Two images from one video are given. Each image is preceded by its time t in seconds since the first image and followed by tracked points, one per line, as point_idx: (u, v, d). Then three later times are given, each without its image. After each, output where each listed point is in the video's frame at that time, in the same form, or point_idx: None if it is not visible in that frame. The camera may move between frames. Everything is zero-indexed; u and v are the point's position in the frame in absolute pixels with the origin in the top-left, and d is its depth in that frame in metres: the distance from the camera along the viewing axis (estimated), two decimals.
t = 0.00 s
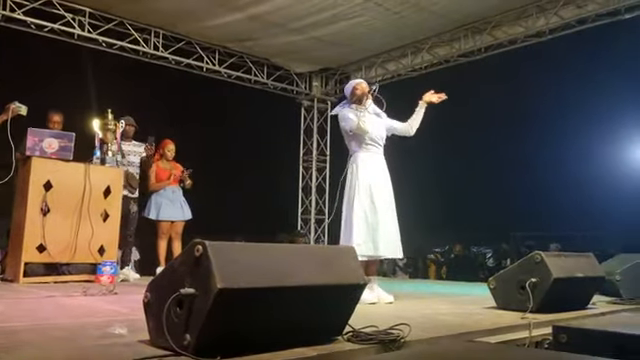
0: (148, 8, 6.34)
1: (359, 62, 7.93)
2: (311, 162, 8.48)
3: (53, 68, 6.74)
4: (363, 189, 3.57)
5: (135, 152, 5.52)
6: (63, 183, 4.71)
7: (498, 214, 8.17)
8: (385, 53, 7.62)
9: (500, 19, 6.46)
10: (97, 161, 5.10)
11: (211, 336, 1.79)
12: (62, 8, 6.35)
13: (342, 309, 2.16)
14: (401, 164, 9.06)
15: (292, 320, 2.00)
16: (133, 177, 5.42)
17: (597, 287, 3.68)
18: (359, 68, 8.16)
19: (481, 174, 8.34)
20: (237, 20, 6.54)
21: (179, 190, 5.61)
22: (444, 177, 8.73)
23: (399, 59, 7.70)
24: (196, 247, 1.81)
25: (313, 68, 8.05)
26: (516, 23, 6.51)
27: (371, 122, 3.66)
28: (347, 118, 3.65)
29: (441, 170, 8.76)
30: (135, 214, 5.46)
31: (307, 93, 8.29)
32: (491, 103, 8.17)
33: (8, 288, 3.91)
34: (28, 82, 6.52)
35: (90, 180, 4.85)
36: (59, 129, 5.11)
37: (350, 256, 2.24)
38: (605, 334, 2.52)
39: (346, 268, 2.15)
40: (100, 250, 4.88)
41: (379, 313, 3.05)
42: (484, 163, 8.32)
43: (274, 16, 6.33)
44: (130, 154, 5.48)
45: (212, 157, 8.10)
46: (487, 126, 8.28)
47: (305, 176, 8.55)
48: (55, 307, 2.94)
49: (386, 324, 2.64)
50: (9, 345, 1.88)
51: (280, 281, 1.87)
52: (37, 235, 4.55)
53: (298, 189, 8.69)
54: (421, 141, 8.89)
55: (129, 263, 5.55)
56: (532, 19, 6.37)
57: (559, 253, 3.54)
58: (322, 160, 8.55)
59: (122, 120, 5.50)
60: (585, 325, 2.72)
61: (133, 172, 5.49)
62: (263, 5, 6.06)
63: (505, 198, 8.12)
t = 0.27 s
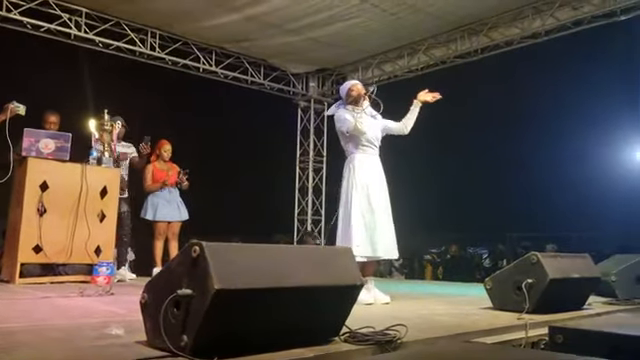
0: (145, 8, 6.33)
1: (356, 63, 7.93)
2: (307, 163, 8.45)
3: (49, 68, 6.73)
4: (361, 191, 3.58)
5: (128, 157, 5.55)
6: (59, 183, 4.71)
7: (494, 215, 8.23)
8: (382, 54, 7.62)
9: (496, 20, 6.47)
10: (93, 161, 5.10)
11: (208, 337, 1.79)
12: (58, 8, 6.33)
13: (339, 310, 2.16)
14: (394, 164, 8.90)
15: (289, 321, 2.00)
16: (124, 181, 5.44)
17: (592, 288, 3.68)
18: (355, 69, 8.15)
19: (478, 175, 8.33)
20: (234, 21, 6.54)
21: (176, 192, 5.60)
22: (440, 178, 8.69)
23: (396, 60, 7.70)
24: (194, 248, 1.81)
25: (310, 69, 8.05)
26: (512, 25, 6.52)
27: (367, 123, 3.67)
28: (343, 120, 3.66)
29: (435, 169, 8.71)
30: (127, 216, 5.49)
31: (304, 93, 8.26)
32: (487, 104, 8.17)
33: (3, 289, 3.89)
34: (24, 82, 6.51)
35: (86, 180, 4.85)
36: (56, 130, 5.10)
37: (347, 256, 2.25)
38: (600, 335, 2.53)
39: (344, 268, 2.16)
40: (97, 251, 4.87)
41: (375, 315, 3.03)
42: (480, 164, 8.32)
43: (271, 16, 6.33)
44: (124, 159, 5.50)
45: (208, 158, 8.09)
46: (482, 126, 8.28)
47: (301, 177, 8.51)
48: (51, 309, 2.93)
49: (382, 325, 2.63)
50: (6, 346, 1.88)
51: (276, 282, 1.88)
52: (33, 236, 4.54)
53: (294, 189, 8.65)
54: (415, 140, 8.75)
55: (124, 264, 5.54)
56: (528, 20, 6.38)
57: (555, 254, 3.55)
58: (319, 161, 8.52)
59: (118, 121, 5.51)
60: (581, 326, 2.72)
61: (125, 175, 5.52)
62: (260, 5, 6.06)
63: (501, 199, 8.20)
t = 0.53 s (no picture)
0: (143, 9, 6.33)
1: (354, 64, 7.93)
2: (305, 164, 8.43)
3: (47, 68, 6.71)
4: (359, 193, 3.58)
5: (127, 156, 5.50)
6: (57, 184, 4.70)
7: (491, 215, 8.31)
8: (380, 55, 7.63)
9: (494, 21, 6.49)
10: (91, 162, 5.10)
11: (207, 338, 1.79)
12: (56, 8, 6.33)
13: (338, 310, 2.17)
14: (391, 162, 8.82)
15: (288, 321, 2.00)
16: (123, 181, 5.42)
17: (590, 289, 3.69)
18: (353, 70, 8.16)
19: (476, 175, 8.36)
20: (232, 22, 6.54)
21: (174, 193, 5.59)
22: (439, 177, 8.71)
23: (394, 61, 7.71)
24: (193, 249, 1.81)
25: (308, 69, 8.05)
26: (510, 26, 6.53)
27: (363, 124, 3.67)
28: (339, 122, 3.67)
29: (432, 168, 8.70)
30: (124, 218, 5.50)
31: (302, 94, 8.26)
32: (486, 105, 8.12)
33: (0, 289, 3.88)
34: (22, 82, 6.49)
35: (84, 181, 4.84)
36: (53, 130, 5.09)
37: (346, 257, 2.25)
38: (598, 336, 2.54)
39: (343, 269, 2.17)
40: (94, 252, 4.86)
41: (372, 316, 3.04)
42: (478, 164, 8.34)
43: (269, 17, 6.33)
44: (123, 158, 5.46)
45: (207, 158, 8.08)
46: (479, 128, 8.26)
47: (299, 177, 8.48)
48: (49, 310, 2.92)
49: (380, 326, 2.63)
50: (4, 346, 1.89)
51: (275, 284, 1.88)
52: (31, 237, 4.53)
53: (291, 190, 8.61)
54: (411, 137, 8.66)
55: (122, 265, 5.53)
56: (526, 22, 6.39)
57: (553, 255, 3.55)
58: (316, 162, 8.51)
59: (116, 121, 5.49)
60: (578, 326, 2.73)
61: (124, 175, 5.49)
62: (259, 6, 6.07)
63: (499, 200, 8.26)
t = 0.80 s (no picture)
0: (143, 10, 6.33)
1: (353, 65, 7.94)
2: (304, 165, 8.44)
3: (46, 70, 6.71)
4: (357, 196, 3.58)
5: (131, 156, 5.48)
6: (56, 186, 4.70)
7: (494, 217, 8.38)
8: (379, 56, 7.64)
9: (493, 23, 6.50)
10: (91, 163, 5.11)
11: (207, 339, 1.80)
12: (55, 9, 6.33)
13: (338, 312, 2.17)
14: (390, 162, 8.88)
15: (288, 323, 2.00)
16: (126, 181, 5.39)
17: (588, 290, 3.70)
18: (352, 71, 8.17)
19: (477, 177, 8.44)
20: (232, 23, 6.55)
21: (173, 194, 5.59)
22: (440, 178, 8.78)
23: (393, 62, 7.73)
24: (193, 250, 1.82)
25: (307, 70, 8.06)
26: (509, 28, 6.56)
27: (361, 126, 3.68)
28: (336, 125, 3.68)
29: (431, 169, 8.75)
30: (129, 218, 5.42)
31: (301, 96, 8.26)
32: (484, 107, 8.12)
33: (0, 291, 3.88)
34: (21, 83, 6.49)
35: (83, 182, 4.84)
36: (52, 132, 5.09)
37: (345, 258, 2.26)
38: (596, 336, 2.55)
39: (343, 271, 2.18)
40: (94, 253, 4.86)
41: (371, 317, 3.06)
42: (478, 166, 8.39)
43: (269, 18, 6.34)
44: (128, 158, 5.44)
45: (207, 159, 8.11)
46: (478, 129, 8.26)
47: (298, 178, 8.50)
48: (49, 311, 2.92)
49: (380, 327, 2.64)
50: (4, 348, 1.89)
51: (275, 285, 1.88)
52: (31, 238, 4.53)
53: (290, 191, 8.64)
54: (409, 138, 8.66)
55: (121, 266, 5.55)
56: (525, 23, 6.42)
57: (551, 256, 3.56)
58: (316, 163, 8.54)
59: (116, 122, 5.48)
60: (577, 327, 2.74)
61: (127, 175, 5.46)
62: (258, 8, 6.08)
63: (500, 200, 8.29)
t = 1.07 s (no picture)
0: (142, 11, 6.34)
1: (352, 66, 7.95)
2: (304, 166, 8.46)
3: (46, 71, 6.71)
4: (356, 198, 3.58)
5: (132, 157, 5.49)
6: (56, 187, 4.70)
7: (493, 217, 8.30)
8: (378, 57, 7.65)
9: (492, 23, 6.51)
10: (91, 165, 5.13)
11: (207, 340, 1.80)
12: (54, 11, 6.33)
13: (337, 313, 2.17)
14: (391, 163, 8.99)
15: (287, 324, 2.00)
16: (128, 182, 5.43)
17: (588, 291, 3.71)
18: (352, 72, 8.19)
19: (476, 177, 8.40)
20: (231, 24, 6.55)
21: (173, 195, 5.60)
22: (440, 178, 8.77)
23: (393, 63, 7.74)
24: (193, 252, 1.82)
25: (307, 71, 8.06)
26: (509, 28, 6.59)
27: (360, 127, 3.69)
28: (336, 126, 3.69)
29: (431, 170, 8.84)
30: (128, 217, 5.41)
31: (300, 97, 8.26)
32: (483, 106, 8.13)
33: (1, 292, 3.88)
34: (21, 85, 6.50)
35: (83, 184, 4.85)
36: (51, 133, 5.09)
37: (345, 259, 2.27)
38: (595, 337, 2.55)
39: (343, 272, 2.18)
40: (94, 254, 4.86)
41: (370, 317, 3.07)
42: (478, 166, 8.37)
43: (268, 20, 6.34)
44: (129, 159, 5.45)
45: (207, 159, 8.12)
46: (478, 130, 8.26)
47: (298, 179, 8.53)
48: (49, 312, 2.93)
49: (380, 328, 2.64)
50: (4, 349, 1.89)
51: (275, 286, 1.89)
52: (31, 239, 4.53)
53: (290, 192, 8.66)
54: (409, 140, 8.82)
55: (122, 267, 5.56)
56: (524, 24, 6.43)
57: (551, 257, 3.56)
58: (316, 163, 8.57)
59: (117, 123, 5.47)
60: (577, 328, 2.75)
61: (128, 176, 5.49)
62: (258, 9, 6.08)
63: (500, 201, 8.23)
